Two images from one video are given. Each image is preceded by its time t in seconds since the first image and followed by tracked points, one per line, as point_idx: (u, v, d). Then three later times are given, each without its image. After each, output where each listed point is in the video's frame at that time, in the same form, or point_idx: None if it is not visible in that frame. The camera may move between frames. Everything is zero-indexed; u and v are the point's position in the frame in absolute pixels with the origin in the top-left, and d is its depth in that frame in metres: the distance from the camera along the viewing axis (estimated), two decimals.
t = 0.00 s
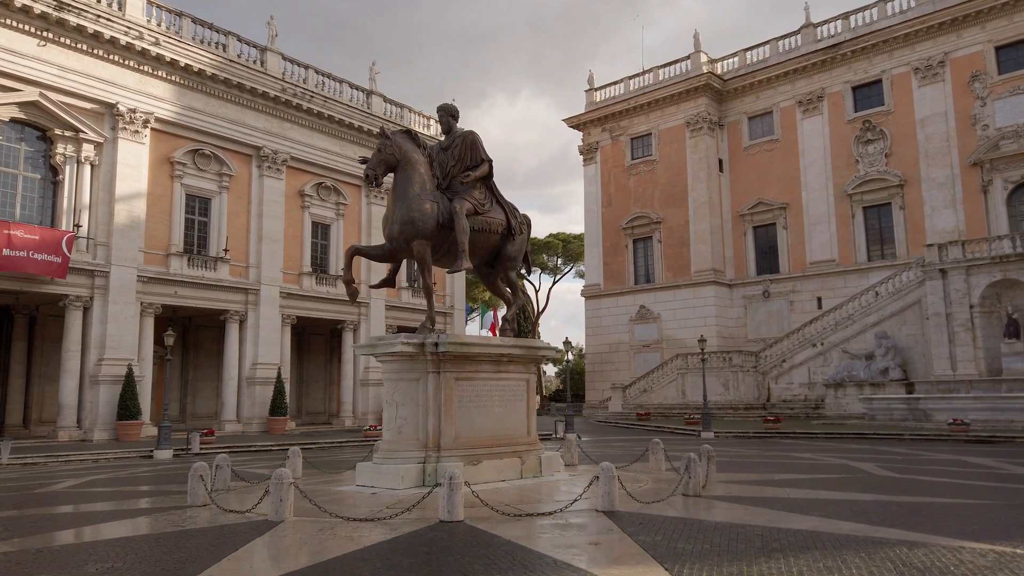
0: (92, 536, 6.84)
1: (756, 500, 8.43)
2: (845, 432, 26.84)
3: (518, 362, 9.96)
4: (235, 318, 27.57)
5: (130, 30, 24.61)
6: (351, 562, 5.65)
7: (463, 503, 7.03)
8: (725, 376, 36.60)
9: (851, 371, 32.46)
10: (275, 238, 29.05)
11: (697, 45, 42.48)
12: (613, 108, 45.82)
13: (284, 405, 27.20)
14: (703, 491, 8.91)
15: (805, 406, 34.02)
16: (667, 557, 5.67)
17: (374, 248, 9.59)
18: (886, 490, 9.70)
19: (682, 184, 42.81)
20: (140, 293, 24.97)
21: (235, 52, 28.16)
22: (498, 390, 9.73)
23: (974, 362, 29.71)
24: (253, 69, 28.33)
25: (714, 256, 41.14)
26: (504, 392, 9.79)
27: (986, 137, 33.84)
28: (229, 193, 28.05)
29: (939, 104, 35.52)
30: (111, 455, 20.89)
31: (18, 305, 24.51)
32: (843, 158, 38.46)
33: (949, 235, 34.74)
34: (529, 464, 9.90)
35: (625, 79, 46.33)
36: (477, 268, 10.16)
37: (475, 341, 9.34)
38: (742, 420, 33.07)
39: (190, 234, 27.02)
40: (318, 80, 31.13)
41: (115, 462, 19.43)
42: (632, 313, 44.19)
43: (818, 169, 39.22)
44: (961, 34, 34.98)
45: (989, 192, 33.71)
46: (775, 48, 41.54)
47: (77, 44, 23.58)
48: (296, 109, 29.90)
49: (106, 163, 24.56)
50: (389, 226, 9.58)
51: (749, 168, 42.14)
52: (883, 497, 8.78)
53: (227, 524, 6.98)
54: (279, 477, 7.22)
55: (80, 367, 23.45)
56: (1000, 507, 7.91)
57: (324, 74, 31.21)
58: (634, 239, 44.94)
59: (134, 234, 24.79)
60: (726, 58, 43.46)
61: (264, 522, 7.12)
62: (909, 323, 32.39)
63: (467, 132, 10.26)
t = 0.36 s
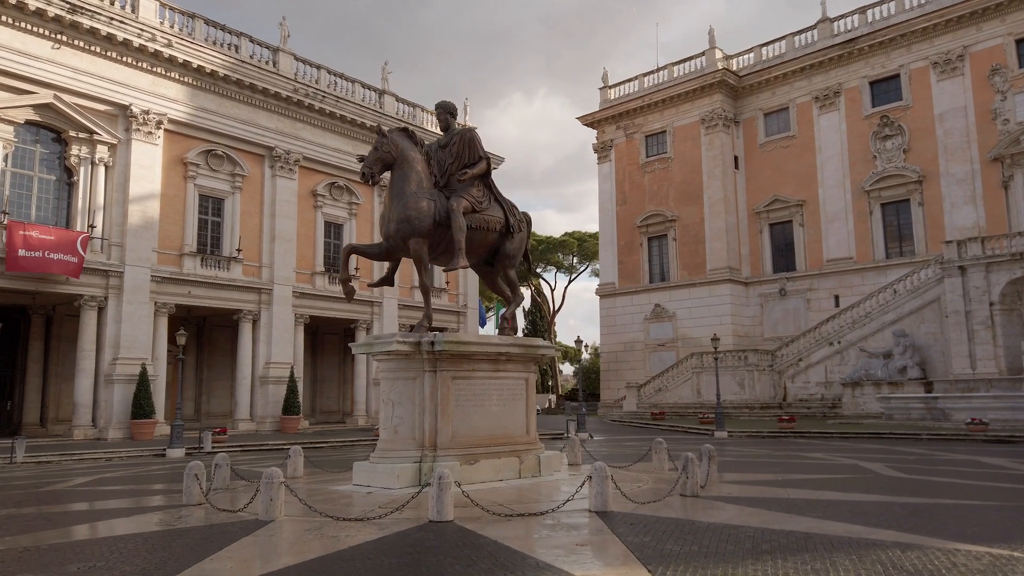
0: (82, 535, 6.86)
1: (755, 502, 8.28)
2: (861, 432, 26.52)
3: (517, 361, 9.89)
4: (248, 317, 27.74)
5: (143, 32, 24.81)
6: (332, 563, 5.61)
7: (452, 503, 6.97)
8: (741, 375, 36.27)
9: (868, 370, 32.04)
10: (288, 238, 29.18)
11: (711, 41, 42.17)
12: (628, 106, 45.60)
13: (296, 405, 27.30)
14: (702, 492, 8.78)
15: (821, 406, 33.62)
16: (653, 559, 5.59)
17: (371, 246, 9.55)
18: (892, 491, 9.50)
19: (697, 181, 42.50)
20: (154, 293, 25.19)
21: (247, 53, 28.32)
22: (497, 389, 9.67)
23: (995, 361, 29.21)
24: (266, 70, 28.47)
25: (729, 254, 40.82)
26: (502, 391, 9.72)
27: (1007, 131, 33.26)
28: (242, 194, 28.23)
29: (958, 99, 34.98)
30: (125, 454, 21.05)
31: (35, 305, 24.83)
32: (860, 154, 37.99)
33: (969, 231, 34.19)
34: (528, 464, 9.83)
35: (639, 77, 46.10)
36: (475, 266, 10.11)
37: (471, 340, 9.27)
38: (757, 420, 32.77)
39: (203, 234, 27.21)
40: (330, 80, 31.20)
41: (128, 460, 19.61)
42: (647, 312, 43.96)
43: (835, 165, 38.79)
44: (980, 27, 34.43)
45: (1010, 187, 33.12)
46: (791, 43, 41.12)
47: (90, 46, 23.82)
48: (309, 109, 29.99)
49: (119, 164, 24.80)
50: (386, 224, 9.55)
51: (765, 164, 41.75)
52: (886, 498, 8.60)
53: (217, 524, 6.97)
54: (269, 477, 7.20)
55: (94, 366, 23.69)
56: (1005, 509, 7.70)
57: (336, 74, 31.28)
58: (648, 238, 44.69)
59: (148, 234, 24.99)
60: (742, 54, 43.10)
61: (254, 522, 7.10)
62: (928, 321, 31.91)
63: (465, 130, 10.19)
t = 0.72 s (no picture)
0: (75, 535, 6.93)
1: (752, 504, 8.16)
2: (879, 432, 26.18)
3: (515, 361, 9.84)
4: (263, 317, 27.94)
5: (158, 36, 25.04)
6: (313, 564, 5.61)
7: (441, 505, 6.93)
8: (758, 375, 35.93)
9: (887, 370, 31.59)
10: (302, 239, 29.34)
11: (728, 38, 41.82)
12: (644, 104, 45.37)
13: (311, 404, 27.42)
14: (699, 494, 8.65)
15: (840, 406, 33.21)
16: (634, 563, 5.52)
17: (368, 247, 9.54)
18: (896, 493, 9.32)
19: (714, 179, 42.16)
20: (169, 294, 25.44)
21: (261, 55, 28.51)
22: (494, 390, 9.63)
23: (1017, 360, 28.67)
24: (280, 72, 28.65)
25: (747, 252, 40.46)
26: (500, 392, 9.67)
27: None
28: (256, 195, 28.44)
29: (980, 93, 34.38)
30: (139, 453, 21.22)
31: (54, 306, 25.19)
32: (879, 151, 37.48)
33: (991, 228, 33.60)
34: (527, 464, 9.78)
35: (656, 75, 45.86)
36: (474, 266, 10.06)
37: (468, 340, 9.23)
38: (774, 420, 32.45)
39: (218, 235, 27.46)
40: (344, 81, 31.29)
41: (142, 459, 19.80)
42: (663, 311, 43.69)
43: (854, 162, 38.29)
44: (1002, 21, 33.83)
45: None
46: (809, 39, 40.65)
47: (106, 50, 24.12)
48: (322, 110, 30.10)
49: (135, 166, 25.08)
50: (383, 224, 9.54)
51: (783, 162, 41.32)
52: (888, 500, 8.43)
53: (207, 525, 6.99)
54: (260, 478, 7.22)
55: (111, 366, 23.97)
56: (1008, 512, 7.52)
57: (350, 75, 31.37)
58: (665, 237, 44.43)
59: (164, 236, 25.24)
60: (759, 51, 42.70)
61: (244, 522, 7.12)
62: (948, 319, 31.40)
63: (463, 129, 10.15)
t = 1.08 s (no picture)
0: (66, 536, 7.02)
1: (746, 507, 8.06)
2: (896, 433, 25.83)
3: (511, 362, 9.81)
4: (277, 319, 28.15)
5: (171, 41, 25.32)
6: (291, 566, 5.63)
7: (428, 507, 6.92)
8: (775, 375, 35.65)
9: (906, 370, 31.15)
10: (316, 241, 29.51)
11: (744, 35, 41.52)
12: (659, 103, 45.17)
13: (324, 405, 27.54)
14: (695, 496, 8.56)
15: (858, 407, 32.82)
16: (614, 566, 5.49)
17: (363, 248, 9.55)
18: (897, 495, 9.18)
19: (730, 178, 41.83)
20: (184, 296, 25.71)
21: (274, 59, 28.72)
22: (490, 391, 9.61)
23: None
24: (293, 75, 28.85)
25: (763, 251, 40.12)
26: (496, 393, 9.65)
27: None
28: (270, 198, 28.67)
29: (1001, 89, 33.83)
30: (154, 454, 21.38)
31: (71, 309, 25.55)
32: (898, 148, 36.99)
33: (1012, 226, 33.02)
34: (523, 466, 9.74)
35: (671, 74, 45.64)
36: (470, 267, 10.06)
37: (463, 341, 9.21)
38: (791, 421, 32.15)
39: (232, 237, 27.71)
40: (356, 84, 31.41)
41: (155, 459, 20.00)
42: (679, 311, 43.46)
43: (872, 160, 37.84)
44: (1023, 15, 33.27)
45: None
46: (826, 36, 40.23)
47: (120, 56, 24.45)
48: (335, 112, 30.24)
49: (150, 170, 25.38)
50: (378, 226, 9.55)
51: (799, 160, 40.92)
52: (886, 502, 8.29)
53: (198, 527, 7.04)
54: (249, 479, 7.24)
55: (127, 368, 24.25)
56: (1007, 515, 7.37)
57: (362, 77, 31.48)
58: (680, 237, 44.18)
59: (178, 239, 25.51)
60: (775, 48, 42.33)
61: (233, 523, 7.16)
62: (968, 319, 30.89)
63: (459, 130, 10.16)
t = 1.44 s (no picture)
0: (58, 534, 7.10)
1: (740, 508, 7.95)
2: (913, 433, 25.44)
3: (507, 361, 9.78)
4: (291, 319, 28.32)
5: (185, 44, 25.54)
6: (269, 565, 5.64)
7: (414, 505, 6.90)
8: (792, 375, 35.29)
9: (926, 370, 30.67)
10: (329, 241, 29.66)
11: (760, 32, 41.13)
12: (674, 101, 44.88)
13: (338, 405, 27.59)
14: (690, 496, 8.47)
15: (877, 406, 32.37)
16: (594, 566, 5.43)
17: (359, 247, 9.55)
18: (899, 497, 9.00)
19: (747, 176, 41.46)
20: (198, 296, 25.95)
21: (288, 61, 28.88)
22: (486, 391, 9.57)
23: None
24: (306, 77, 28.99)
25: (781, 250, 39.71)
26: (492, 393, 9.62)
27: None
28: (283, 198, 28.85)
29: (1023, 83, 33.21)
30: (167, 454, 21.46)
31: (89, 309, 25.88)
32: (918, 144, 36.47)
33: None
34: (520, 466, 9.70)
35: (687, 71, 45.35)
36: (467, 267, 10.03)
37: (458, 340, 9.18)
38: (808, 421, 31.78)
39: (247, 238, 27.94)
40: (370, 84, 31.50)
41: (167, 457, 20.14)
42: (696, 310, 43.18)
43: (890, 156, 37.34)
44: None
45: None
46: (844, 32, 39.74)
47: (135, 59, 24.73)
48: (348, 113, 30.34)
49: (164, 172, 25.65)
50: (374, 225, 9.55)
51: (817, 157, 40.47)
52: (886, 504, 8.14)
53: (188, 525, 7.09)
54: (239, 478, 7.27)
55: (142, 367, 24.51)
56: (1007, 517, 7.21)
57: (376, 78, 31.56)
58: (697, 235, 43.88)
59: (192, 239, 25.74)
60: (792, 45, 41.89)
61: (223, 521, 7.20)
62: (990, 317, 30.34)
63: (455, 129, 10.13)
